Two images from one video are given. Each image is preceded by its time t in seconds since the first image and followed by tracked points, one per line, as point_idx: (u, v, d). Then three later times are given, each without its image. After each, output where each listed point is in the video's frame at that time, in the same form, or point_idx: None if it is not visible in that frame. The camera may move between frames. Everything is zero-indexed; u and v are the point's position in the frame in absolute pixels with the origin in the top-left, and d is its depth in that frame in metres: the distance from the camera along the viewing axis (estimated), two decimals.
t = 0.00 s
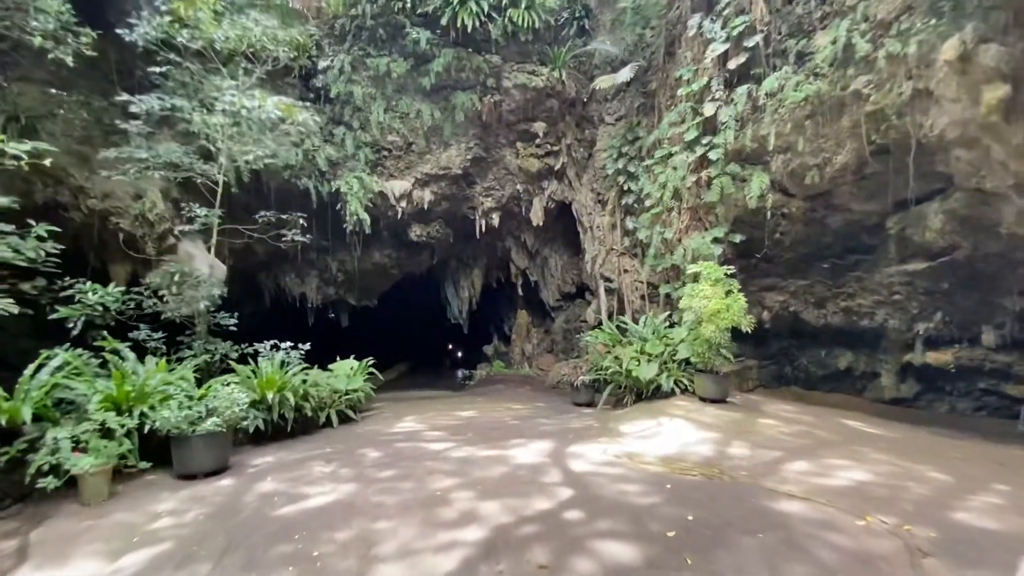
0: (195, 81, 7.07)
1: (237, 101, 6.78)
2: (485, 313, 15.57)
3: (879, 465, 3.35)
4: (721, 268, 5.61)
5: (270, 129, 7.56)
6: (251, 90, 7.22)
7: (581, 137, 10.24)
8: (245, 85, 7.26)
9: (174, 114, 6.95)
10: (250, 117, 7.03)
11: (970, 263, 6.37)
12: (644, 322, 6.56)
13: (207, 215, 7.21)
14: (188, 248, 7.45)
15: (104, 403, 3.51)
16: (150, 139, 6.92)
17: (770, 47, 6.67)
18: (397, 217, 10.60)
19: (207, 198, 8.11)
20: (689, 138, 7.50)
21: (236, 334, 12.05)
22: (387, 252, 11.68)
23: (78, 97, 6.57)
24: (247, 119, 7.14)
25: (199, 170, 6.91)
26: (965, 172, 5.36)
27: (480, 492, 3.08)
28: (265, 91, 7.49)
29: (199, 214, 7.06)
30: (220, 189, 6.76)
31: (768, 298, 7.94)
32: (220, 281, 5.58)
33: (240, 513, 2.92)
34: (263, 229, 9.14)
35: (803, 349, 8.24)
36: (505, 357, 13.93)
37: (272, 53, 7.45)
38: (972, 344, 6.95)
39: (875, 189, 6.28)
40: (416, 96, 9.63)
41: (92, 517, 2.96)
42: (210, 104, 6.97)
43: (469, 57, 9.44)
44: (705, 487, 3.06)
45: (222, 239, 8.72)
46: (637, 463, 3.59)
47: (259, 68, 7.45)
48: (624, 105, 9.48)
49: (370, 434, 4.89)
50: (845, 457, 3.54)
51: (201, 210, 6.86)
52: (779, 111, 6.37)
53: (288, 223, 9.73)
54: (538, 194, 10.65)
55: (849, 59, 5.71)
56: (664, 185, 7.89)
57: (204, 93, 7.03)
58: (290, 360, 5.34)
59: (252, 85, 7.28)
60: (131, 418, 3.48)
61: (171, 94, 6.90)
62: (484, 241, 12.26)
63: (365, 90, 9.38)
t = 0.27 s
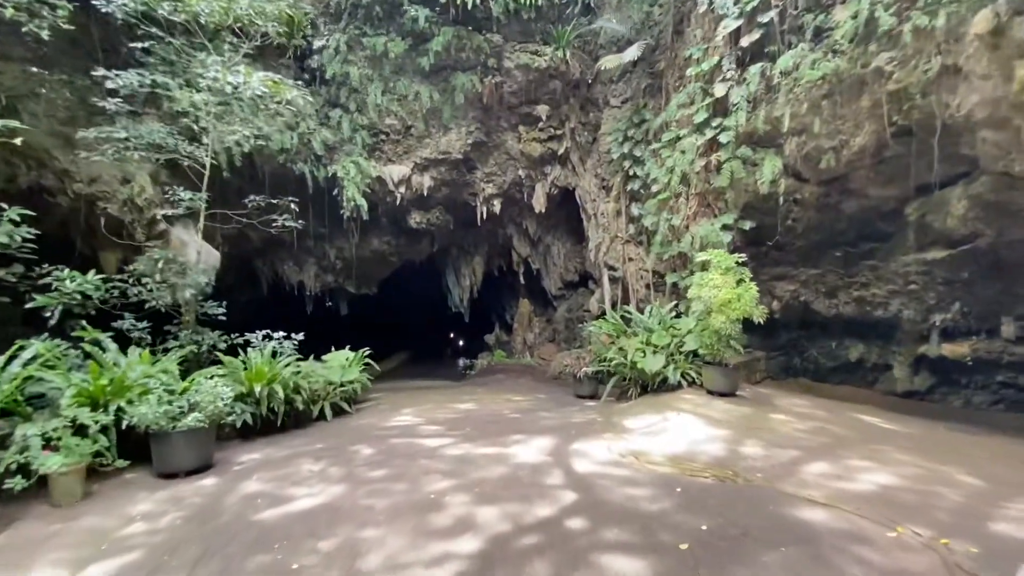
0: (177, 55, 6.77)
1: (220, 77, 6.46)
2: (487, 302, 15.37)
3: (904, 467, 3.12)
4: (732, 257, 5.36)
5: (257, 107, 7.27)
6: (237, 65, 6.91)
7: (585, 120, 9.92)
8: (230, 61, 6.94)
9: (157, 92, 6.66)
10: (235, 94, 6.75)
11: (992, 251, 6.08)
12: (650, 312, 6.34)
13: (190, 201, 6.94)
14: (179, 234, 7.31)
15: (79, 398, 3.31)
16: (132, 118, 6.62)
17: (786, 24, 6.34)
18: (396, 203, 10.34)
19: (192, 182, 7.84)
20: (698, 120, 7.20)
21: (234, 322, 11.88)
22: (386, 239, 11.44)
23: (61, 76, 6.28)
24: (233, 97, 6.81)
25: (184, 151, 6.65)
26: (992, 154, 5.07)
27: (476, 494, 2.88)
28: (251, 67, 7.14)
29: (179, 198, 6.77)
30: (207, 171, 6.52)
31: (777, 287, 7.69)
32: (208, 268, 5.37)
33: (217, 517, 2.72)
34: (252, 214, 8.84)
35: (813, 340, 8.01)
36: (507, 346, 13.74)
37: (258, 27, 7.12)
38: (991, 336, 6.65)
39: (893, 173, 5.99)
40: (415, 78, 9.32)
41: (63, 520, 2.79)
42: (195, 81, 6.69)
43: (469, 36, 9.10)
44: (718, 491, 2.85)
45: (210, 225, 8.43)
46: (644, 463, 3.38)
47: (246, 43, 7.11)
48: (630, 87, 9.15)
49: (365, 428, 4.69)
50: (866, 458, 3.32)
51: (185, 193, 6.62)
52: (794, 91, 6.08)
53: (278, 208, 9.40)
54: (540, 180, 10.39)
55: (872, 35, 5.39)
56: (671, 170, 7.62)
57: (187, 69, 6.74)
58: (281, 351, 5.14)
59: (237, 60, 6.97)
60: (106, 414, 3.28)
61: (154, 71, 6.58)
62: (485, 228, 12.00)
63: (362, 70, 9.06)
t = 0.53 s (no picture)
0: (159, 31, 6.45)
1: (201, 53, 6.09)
2: (488, 292, 15.16)
3: (932, 473, 2.91)
4: (743, 245, 5.10)
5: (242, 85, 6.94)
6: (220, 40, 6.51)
7: (589, 105, 9.65)
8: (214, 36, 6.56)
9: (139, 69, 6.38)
10: (218, 73, 6.41)
11: (1013, 241, 5.82)
12: (656, 303, 6.12)
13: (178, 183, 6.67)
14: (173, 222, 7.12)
15: (49, 394, 3.11)
16: (115, 99, 6.36)
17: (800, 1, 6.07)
18: (395, 191, 10.09)
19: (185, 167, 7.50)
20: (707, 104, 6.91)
21: (231, 312, 11.70)
22: (385, 228, 11.21)
23: (43, 56, 5.95)
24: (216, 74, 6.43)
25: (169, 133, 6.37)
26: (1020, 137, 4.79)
27: (472, 498, 2.68)
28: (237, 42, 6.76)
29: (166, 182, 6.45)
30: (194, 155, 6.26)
31: (787, 277, 7.46)
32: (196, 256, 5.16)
33: (191, 526, 2.52)
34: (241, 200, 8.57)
35: (822, 332, 7.78)
36: (508, 338, 13.55)
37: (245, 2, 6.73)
38: (1009, 329, 6.38)
39: (912, 158, 5.71)
40: (413, 60, 9.02)
41: (29, 524, 2.61)
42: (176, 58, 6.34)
43: (469, 17, 8.78)
44: (732, 497, 2.65)
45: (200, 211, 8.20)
46: (651, 463, 3.17)
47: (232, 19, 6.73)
48: (636, 70, 8.88)
49: (358, 424, 4.49)
50: (889, 460, 3.11)
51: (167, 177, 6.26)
52: (809, 72, 5.80)
53: (267, 193, 9.09)
54: (543, 167, 10.14)
55: (894, 12, 5.10)
56: (678, 156, 7.33)
57: (170, 46, 6.42)
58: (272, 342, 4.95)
59: (220, 36, 6.60)
60: (78, 412, 3.08)
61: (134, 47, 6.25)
62: (486, 217, 11.75)
63: (358, 52, 8.76)
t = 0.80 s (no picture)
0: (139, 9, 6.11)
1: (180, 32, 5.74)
2: (489, 286, 14.94)
3: (970, 486, 2.68)
4: (757, 239, 4.84)
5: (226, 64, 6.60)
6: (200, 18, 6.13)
7: (593, 94, 9.38)
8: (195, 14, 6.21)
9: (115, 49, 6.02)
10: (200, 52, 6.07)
11: None
12: (663, 299, 5.88)
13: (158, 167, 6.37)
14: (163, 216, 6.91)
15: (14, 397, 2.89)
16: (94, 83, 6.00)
17: None
18: (394, 183, 9.84)
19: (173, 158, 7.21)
20: (717, 91, 6.63)
21: (227, 306, 11.49)
22: (383, 220, 10.97)
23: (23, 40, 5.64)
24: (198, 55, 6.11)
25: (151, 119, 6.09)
26: None
27: (470, 513, 2.46)
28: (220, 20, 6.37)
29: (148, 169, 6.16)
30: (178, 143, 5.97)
31: (798, 272, 7.20)
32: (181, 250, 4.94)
33: (161, 545, 2.29)
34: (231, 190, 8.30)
35: (834, 329, 7.54)
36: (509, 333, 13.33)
37: None
38: None
39: (933, 148, 5.46)
40: (412, 47, 8.74)
41: None
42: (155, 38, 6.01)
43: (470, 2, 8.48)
44: (754, 513, 2.42)
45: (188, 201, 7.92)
46: (663, 473, 2.94)
47: None
48: (642, 57, 8.60)
49: (352, 425, 4.28)
50: (921, 471, 2.89)
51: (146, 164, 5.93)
52: (826, 57, 5.52)
53: (257, 182, 8.79)
54: (545, 158, 9.88)
55: None
56: (685, 146, 7.04)
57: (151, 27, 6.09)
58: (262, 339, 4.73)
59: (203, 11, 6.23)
60: (45, 416, 2.86)
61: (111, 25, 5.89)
62: (487, 210, 11.48)
63: (355, 39, 8.47)
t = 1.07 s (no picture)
0: None
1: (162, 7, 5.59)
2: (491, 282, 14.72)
3: (1014, 495, 2.47)
4: (772, 230, 4.59)
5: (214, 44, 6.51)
6: None
7: (598, 84, 9.13)
8: None
9: (100, 32, 5.78)
10: (185, 30, 5.92)
11: None
12: (671, 294, 5.64)
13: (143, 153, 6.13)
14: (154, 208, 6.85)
15: None
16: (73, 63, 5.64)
17: None
18: (393, 175, 9.61)
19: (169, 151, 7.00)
20: (728, 78, 6.38)
21: (224, 301, 11.30)
22: (383, 214, 10.75)
23: None
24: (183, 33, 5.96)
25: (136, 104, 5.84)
26: None
27: (470, 525, 2.24)
28: None
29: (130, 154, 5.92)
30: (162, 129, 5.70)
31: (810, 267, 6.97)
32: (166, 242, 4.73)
33: (127, 561, 2.07)
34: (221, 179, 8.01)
35: (846, 325, 7.30)
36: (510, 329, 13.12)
37: None
38: None
39: (956, 136, 5.23)
40: (411, 35, 8.49)
41: None
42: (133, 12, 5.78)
43: None
44: (782, 526, 2.20)
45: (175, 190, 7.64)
46: (679, 480, 2.72)
47: None
48: (649, 45, 8.35)
49: (347, 425, 4.08)
50: (958, 478, 2.67)
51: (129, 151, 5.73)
52: (843, 42, 5.21)
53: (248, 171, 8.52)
54: (549, 150, 9.65)
55: None
56: (693, 135, 6.80)
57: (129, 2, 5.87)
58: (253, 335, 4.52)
59: None
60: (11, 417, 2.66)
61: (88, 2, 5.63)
62: (488, 204, 11.25)
63: (352, 26, 8.21)
